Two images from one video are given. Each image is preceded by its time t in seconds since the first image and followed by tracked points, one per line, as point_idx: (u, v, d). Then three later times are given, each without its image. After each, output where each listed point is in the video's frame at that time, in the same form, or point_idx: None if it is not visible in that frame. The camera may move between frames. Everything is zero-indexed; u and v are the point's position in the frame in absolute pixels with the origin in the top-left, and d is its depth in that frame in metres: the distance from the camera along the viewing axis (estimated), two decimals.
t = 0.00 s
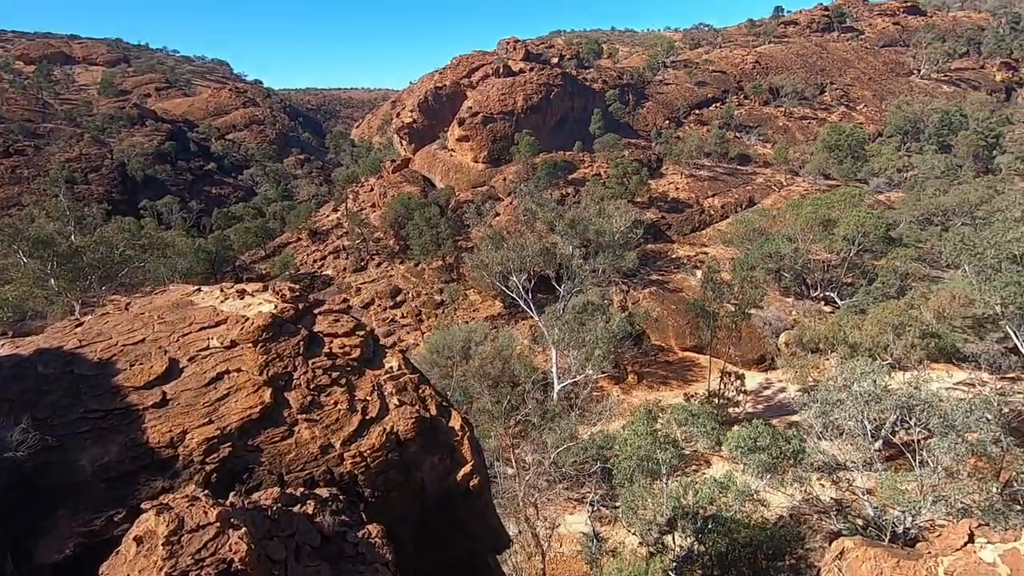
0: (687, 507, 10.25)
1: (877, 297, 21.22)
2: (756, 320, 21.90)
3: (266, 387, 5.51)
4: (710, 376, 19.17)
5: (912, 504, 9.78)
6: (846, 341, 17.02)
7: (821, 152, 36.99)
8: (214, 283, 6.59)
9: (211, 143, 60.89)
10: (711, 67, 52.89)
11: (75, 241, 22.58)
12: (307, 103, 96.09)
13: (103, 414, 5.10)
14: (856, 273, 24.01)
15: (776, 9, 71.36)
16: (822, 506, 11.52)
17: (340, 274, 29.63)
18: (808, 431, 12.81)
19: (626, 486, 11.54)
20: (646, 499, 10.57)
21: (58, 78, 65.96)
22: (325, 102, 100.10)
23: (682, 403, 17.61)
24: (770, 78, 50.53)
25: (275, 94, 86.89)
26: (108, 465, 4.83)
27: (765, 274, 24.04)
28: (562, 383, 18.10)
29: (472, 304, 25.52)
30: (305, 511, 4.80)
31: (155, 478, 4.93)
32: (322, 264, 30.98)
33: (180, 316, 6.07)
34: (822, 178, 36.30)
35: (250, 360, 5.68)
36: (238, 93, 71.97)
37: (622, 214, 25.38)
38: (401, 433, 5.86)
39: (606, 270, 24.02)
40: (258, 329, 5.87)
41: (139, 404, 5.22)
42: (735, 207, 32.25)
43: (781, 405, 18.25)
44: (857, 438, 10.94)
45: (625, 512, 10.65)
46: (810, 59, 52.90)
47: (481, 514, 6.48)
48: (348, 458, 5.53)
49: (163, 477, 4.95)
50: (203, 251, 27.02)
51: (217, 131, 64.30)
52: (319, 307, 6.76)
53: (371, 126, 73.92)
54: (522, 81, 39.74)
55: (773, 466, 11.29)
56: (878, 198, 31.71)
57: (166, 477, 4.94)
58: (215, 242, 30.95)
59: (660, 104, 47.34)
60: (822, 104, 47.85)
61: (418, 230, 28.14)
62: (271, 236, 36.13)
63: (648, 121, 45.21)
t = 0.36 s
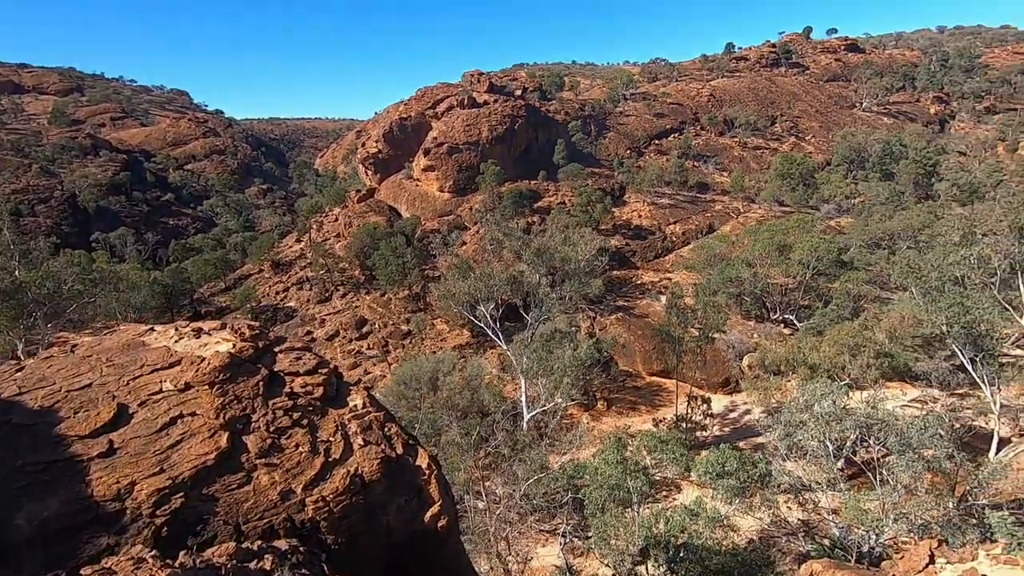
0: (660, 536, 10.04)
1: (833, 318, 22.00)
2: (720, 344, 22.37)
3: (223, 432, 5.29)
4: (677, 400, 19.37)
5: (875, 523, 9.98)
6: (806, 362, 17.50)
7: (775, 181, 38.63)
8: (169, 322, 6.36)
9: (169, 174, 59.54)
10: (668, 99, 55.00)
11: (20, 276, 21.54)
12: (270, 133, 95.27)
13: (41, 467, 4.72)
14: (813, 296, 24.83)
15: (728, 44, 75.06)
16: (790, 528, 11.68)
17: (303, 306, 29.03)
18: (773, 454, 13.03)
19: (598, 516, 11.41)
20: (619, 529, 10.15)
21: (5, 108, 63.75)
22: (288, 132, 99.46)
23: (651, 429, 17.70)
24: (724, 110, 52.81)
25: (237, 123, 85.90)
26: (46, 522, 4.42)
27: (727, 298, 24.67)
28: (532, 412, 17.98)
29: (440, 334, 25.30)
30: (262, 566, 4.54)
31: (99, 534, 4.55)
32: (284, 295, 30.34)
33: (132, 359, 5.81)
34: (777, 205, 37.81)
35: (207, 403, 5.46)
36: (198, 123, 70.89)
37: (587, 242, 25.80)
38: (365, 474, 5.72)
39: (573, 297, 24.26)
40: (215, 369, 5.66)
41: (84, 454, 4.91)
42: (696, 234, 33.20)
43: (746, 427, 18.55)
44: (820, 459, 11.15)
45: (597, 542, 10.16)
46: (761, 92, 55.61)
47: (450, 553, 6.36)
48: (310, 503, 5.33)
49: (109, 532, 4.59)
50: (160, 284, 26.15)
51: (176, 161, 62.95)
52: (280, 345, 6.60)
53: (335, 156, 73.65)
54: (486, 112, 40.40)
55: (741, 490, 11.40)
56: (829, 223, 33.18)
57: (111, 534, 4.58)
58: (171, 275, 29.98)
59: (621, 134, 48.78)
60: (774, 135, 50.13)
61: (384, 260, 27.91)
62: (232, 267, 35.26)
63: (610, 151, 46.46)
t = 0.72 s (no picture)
0: (631, 546, 10.16)
1: (792, 325, 22.69)
2: (686, 353, 22.77)
3: (177, 458, 5.09)
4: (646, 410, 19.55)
5: (836, 525, 10.36)
6: (769, 368, 17.98)
7: (735, 193, 39.84)
8: (118, 345, 6.11)
9: (124, 190, 57.62)
10: (631, 115, 56.30)
11: None
12: (231, 148, 93.37)
13: None
14: (774, 304, 25.56)
15: (687, 61, 77.50)
16: (757, 532, 11.90)
17: (267, 325, 28.34)
18: (739, 460, 13.27)
19: (569, 529, 11.48)
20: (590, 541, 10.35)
21: None
22: (250, 147, 97.69)
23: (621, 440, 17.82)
24: (685, 124, 54.34)
25: (197, 139, 83.94)
26: None
27: (691, 308, 25.18)
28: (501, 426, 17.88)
29: (408, 350, 25.03)
30: None
31: (40, 571, 4.29)
32: (247, 314, 29.57)
33: (78, 384, 5.54)
34: (737, 216, 38.94)
35: (160, 428, 5.25)
36: (154, 138, 68.96)
37: (554, 255, 26.03)
38: (328, 496, 5.60)
39: (541, 310, 24.38)
40: (169, 393, 5.46)
41: (24, 487, 4.62)
42: (660, 245, 33.88)
43: (713, 434, 18.87)
44: (783, 463, 11.39)
45: (569, 557, 10.43)
46: (719, 108, 57.48)
47: None
48: (269, 529, 5.17)
49: (51, 570, 4.33)
50: (113, 305, 25.16)
51: (131, 178, 60.99)
52: (238, 367, 6.42)
53: (300, 171, 72.62)
54: (452, 127, 40.50)
55: (708, 498, 11.61)
56: (787, 233, 34.35)
57: (54, 570, 4.32)
58: (126, 295, 28.89)
59: (586, 149, 49.62)
60: (732, 149, 51.78)
61: (350, 276, 27.53)
62: (191, 286, 34.21)
63: (576, 165, 47.16)
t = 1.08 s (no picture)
0: (608, 552, 10.20)
1: (763, 329, 23.17)
2: (661, 358, 23.02)
3: (136, 480, 4.95)
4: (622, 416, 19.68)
5: (805, 526, 10.58)
6: (741, 372, 18.30)
7: (706, 200, 40.63)
8: (76, 365, 5.93)
9: (87, 204, 56.03)
10: (603, 125, 57.08)
11: None
12: (200, 160, 91.70)
13: None
14: (745, 308, 26.02)
15: (656, 72, 79.08)
16: (733, 534, 12.02)
17: (238, 339, 27.78)
18: (713, 463, 13.45)
19: (547, 538, 11.45)
20: (567, 549, 10.35)
21: None
22: (220, 159, 96.07)
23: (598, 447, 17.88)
24: (656, 133, 55.32)
25: (164, 151, 82.28)
26: None
27: (665, 314, 25.51)
28: (479, 437, 17.76)
29: (384, 362, 24.78)
30: None
31: None
32: (217, 329, 28.95)
33: (32, 407, 5.36)
34: (708, 223, 39.66)
35: (119, 450, 5.10)
36: (119, 151, 67.32)
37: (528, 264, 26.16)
38: (295, 514, 5.51)
39: (518, 319, 24.43)
40: (129, 413, 5.32)
41: None
42: (634, 252, 34.30)
43: (688, 439, 19.07)
44: (755, 465, 11.57)
45: (547, 566, 10.35)
46: (688, 117, 58.72)
47: None
48: (234, 549, 5.05)
49: None
50: (76, 322, 24.37)
51: (95, 191, 59.38)
52: (203, 384, 6.29)
53: (271, 183, 71.64)
54: (425, 138, 40.49)
55: (683, 501, 11.74)
56: (756, 239, 35.12)
57: None
58: (89, 312, 28.02)
59: (559, 158, 50.08)
60: (702, 157, 52.84)
61: (324, 288, 27.20)
62: (158, 301, 33.36)
63: (550, 174, 47.53)
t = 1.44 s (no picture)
0: (592, 551, 10.30)
1: (747, 327, 23.44)
2: (647, 357, 23.17)
3: (111, 489, 4.90)
4: (608, 416, 19.77)
5: (785, 523, 10.73)
6: (724, 370, 18.49)
7: (690, 200, 40.97)
8: (48, 374, 5.86)
9: (66, 205, 55.05)
10: (588, 125, 57.29)
11: None
12: (182, 160, 90.47)
13: None
14: (729, 306, 26.29)
15: (640, 71, 79.51)
16: (716, 531, 12.12)
17: (221, 342, 27.49)
18: (696, 461, 13.58)
19: (532, 539, 11.49)
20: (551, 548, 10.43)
21: None
22: (203, 159, 94.82)
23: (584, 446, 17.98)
24: (641, 133, 55.66)
25: (144, 151, 81.04)
26: None
27: (650, 313, 25.68)
28: (465, 438, 17.72)
29: (370, 363, 24.65)
30: None
31: None
32: (199, 332, 28.59)
33: (3, 416, 5.27)
34: (693, 222, 40.00)
35: (93, 459, 5.05)
36: (98, 151, 66.19)
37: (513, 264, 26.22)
38: (273, 520, 5.49)
39: (504, 319, 24.45)
40: (104, 421, 5.28)
41: None
42: (619, 252, 34.50)
43: (673, 437, 19.21)
44: (736, 462, 11.75)
45: (533, 566, 10.46)
46: (673, 117, 59.16)
47: None
48: (211, 557, 4.98)
49: None
50: (54, 326, 23.96)
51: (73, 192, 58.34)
52: (180, 391, 6.27)
53: (255, 183, 70.88)
54: (410, 137, 40.35)
55: (666, 500, 11.96)
56: (740, 238, 35.50)
57: None
58: (67, 315, 27.54)
59: (545, 158, 50.17)
60: (687, 156, 53.25)
61: (308, 290, 26.99)
62: (139, 303, 32.87)
63: (535, 174, 47.59)
